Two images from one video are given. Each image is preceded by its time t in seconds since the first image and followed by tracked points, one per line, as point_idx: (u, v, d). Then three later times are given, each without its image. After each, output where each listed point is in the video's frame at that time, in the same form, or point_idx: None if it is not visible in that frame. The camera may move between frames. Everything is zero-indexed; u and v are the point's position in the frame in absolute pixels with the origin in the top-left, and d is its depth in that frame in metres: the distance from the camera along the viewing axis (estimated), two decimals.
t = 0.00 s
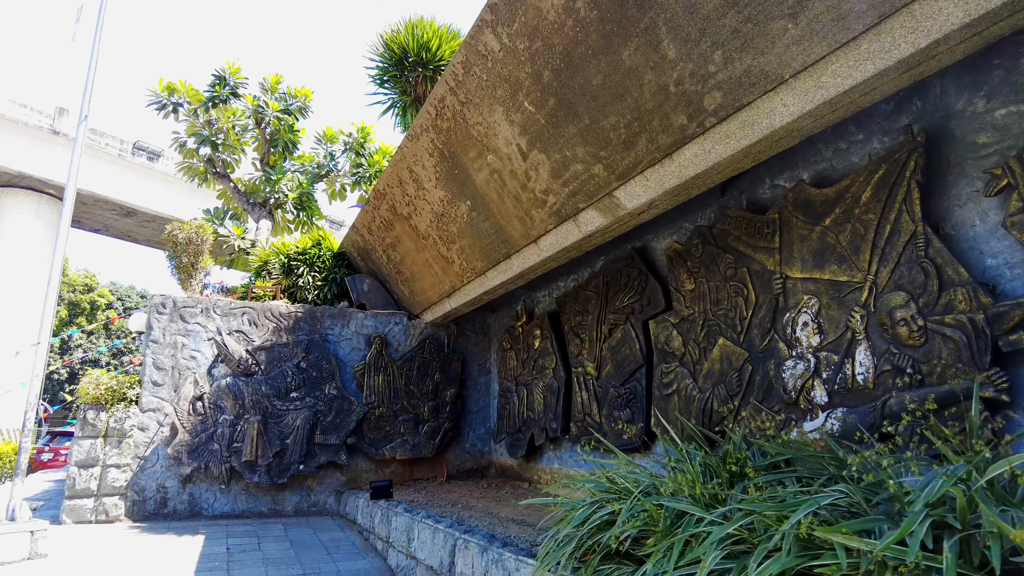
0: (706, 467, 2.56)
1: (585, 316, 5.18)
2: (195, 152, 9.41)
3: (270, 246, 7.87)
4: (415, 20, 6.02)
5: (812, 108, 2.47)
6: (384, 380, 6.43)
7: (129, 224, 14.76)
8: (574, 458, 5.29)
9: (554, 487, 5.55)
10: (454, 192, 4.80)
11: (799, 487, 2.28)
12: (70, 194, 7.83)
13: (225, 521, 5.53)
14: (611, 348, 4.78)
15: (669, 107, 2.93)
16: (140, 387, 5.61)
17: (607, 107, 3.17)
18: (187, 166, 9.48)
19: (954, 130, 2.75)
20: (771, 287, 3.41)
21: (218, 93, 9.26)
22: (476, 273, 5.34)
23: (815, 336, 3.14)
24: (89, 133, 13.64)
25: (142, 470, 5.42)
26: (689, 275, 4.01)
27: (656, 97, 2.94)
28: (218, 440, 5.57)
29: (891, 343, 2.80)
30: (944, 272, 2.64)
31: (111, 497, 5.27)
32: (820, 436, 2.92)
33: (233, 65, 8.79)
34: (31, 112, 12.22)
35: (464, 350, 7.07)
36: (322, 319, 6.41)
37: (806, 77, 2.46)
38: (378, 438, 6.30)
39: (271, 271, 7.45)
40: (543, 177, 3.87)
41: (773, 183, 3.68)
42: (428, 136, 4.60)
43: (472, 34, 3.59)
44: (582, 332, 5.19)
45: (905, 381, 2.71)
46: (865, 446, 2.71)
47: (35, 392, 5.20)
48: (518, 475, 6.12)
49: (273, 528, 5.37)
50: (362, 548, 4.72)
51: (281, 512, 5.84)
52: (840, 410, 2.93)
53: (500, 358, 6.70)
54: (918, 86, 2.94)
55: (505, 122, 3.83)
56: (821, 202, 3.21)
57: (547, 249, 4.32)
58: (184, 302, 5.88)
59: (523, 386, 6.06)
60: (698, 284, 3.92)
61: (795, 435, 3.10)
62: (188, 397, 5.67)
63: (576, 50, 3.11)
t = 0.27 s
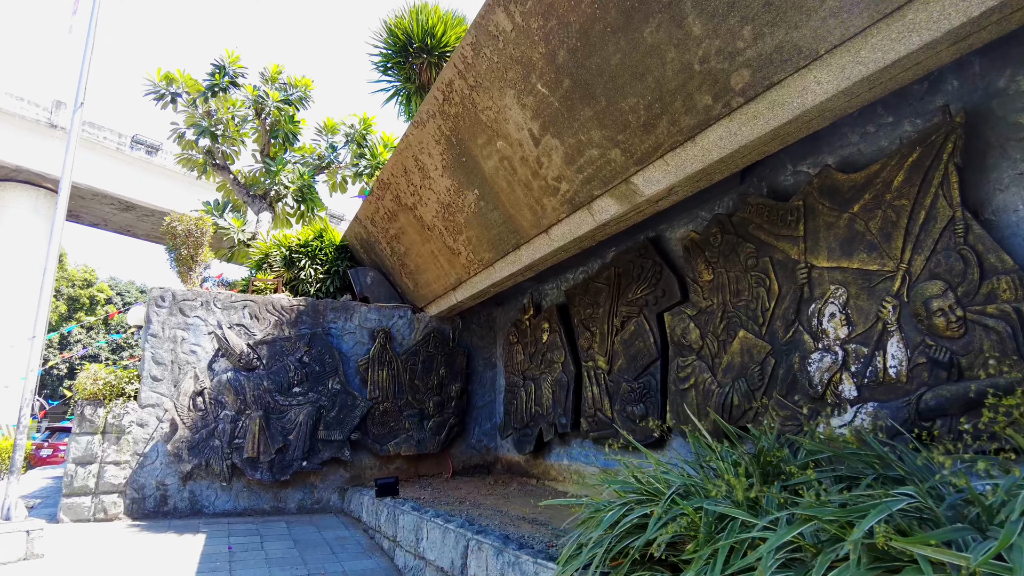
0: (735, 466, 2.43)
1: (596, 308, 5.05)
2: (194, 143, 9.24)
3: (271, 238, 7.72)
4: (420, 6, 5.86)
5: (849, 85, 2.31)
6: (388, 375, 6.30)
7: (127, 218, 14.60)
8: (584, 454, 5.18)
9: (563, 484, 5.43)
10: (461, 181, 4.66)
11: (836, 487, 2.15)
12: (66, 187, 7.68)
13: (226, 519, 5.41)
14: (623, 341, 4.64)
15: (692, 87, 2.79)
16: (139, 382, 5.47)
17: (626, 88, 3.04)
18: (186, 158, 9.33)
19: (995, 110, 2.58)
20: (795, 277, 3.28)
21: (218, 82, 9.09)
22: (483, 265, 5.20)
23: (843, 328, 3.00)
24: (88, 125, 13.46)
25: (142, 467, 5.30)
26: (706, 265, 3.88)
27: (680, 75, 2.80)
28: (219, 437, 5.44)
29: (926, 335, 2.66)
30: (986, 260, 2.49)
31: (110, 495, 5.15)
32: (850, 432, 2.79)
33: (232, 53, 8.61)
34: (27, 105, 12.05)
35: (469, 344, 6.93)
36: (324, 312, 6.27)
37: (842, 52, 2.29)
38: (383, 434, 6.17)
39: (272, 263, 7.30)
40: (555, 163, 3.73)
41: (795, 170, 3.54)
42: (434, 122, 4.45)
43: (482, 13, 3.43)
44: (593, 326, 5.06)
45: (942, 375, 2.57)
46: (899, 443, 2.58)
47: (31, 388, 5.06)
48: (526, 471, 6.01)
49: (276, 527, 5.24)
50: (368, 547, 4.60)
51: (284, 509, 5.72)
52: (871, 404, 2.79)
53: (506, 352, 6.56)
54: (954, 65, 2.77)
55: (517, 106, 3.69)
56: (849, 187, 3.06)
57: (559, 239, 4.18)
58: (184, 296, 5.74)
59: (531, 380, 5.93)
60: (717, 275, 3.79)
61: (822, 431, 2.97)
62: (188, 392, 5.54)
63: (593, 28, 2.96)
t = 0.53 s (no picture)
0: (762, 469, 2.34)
1: (606, 306, 4.96)
2: (196, 140, 9.15)
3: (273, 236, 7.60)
4: None
5: (883, 73, 2.19)
6: (394, 374, 6.22)
7: (129, 217, 14.51)
8: (593, 454, 5.10)
9: (571, 484, 5.35)
10: (469, 176, 4.57)
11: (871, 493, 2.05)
12: (66, 185, 7.58)
13: (230, 521, 5.32)
14: (634, 339, 4.55)
15: (713, 76, 2.69)
16: (140, 381, 5.38)
17: (643, 78, 2.95)
18: (188, 155, 9.23)
19: None
20: (817, 274, 3.18)
21: (220, 79, 8.99)
22: (491, 262, 5.11)
23: (867, 326, 2.89)
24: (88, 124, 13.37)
25: (143, 468, 5.21)
26: (723, 262, 3.80)
27: (700, 64, 2.70)
28: (222, 437, 5.35)
29: (956, 333, 2.55)
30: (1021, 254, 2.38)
31: (112, 496, 5.06)
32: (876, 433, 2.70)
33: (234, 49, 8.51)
34: (28, 104, 11.97)
35: (475, 343, 6.83)
36: (329, 311, 6.18)
37: (875, 37, 2.16)
38: (388, 434, 6.09)
39: (276, 261, 7.21)
40: (568, 157, 3.64)
41: (814, 163, 3.44)
42: (443, 116, 4.35)
43: (494, 2, 3.34)
44: (603, 324, 4.97)
45: (974, 374, 2.47)
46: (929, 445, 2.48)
47: (30, 387, 4.97)
48: (533, 471, 5.92)
49: (280, 528, 5.16)
50: (374, 550, 4.52)
51: (288, 511, 5.64)
52: (897, 404, 2.69)
53: (513, 351, 6.46)
54: (985, 53, 2.62)
55: (528, 98, 3.60)
56: (873, 180, 2.95)
57: (570, 235, 4.09)
58: (186, 294, 5.65)
59: (538, 379, 5.83)
60: (734, 271, 3.71)
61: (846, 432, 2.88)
62: (190, 392, 5.45)
63: (609, 17, 2.87)
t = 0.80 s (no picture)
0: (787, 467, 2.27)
1: (615, 304, 4.88)
2: (198, 139, 9.08)
3: (275, 234, 7.48)
4: None
5: (913, 58, 2.11)
6: (398, 373, 6.14)
7: (129, 217, 14.42)
8: (601, 455, 5.02)
9: (579, 485, 5.28)
10: (477, 172, 4.50)
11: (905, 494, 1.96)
12: (65, 183, 7.50)
13: (232, 522, 5.24)
14: (644, 338, 4.47)
15: (733, 65, 2.61)
16: (141, 381, 5.30)
17: (659, 68, 2.88)
18: (188, 154, 9.15)
19: None
20: (835, 269, 3.10)
21: (221, 77, 8.93)
22: (498, 259, 5.03)
23: (889, 322, 2.80)
24: (88, 125, 13.30)
25: (144, 469, 5.12)
26: (737, 258, 3.75)
27: (719, 53, 2.62)
28: (224, 437, 5.27)
29: (985, 329, 2.46)
30: None
31: (112, 498, 4.98)
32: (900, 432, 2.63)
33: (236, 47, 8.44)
34: (29, 104, 11.91)
35: (480, 342, 6.74)
36: (332, 310, 6.10)
37: (904, 21, 2.09)
38: (392, 435, 6.00)
39: (278, 260, 7.12)
40: (579, 151, 3.58)
41: (831, 157, 3.37)
42: (450, 110, 4.29)
43: None
44: (612, 322, 4.89)
45: (1003, 371, 2.38)
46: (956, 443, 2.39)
47: (29, 387, 4.89)
48: (540, 472, 5.84)
49: (284, 530, 5.08)
50: (380, 552, 4.44)
51: (291, 512, 5.55)
52: (921, 403, 2.60)
53: (518, 350, 6.37)
54: (1011, 42, 2.53)
55: (539, 90, 3.53)
56: (894, 172, 2.86)
57: (580, 230, 4.02)
58: (188, 292, 5.57)
59: (544, 379, 5.74)
60: (749, 267, 3.66)
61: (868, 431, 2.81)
62: (192, 392, 5.37)
63: (625, 5, 2.80)
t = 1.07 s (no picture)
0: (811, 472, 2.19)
1: (618, 306, 4.79)
2: (188, 138, 8.90)
3: (267, 234, 7.29)
4: None
5: (945, 47, 2.06)
6: (393, 376, 5.97)
7: (115, 219, 14.13)
8: (603, 460, 4.92)
9: (580, 491, 5.16)
10: (479, 170, 4.39)
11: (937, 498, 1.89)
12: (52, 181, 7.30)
13: (222, 530, 5.07)
14: (649, 340, 4.38)
15: (753, 56, 2.55)
16: (130, 383, 5.13)
17: (674, 61, 2.82)
18: (178, 153, 8.96)
19: None
20: (850, 269, 3.05)
21: (213, 75, 8.77)
22: (498, 260, 4.92)
23: (908, 322, 2.74)
24: (75, 125, 13.04)
25: (132, 475, 4.95)
26: (747, 258, 3.70)
27: (738, 44, 2.56)
28: (216, 442, 5.11)
29: (1010, 328, 2.40)
30: None
31: (98, 504, 4.80)
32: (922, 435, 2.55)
33: (228, 44, 8.29)
34: (13, 103, 11.64)
35: (477, 346, 6.60)
36: (327, 311, 5.95)
37: (935, 10, 2.03)
38: (387, 440, 5.85)
39: (271, 260, 6.94)
40: (588, 147, 3.51)
41: (843, 155, 3.33)
42: (452, 106, 4.19)
43: None
44: (615, 324, 4.78)
45: None
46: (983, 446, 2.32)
47: (13, 389, 4.71)
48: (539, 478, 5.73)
49: (276, 537, 4.92)
50: (377, 560, 4.30)
51: (284, 519, 5.39)
52: (943, 405, 2.54)
53: (516, 354, 6.22)
54: None
55: (546, 85, 3.45)
56: (912, 169, 2.82)
57: (586, 229, 3.94)
58: (178, 292, 5.41)
59: (543, 383, 5.60)
60: (760, 268, 3.62)
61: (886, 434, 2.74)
62: (183, 395, 5.20)
63: None
